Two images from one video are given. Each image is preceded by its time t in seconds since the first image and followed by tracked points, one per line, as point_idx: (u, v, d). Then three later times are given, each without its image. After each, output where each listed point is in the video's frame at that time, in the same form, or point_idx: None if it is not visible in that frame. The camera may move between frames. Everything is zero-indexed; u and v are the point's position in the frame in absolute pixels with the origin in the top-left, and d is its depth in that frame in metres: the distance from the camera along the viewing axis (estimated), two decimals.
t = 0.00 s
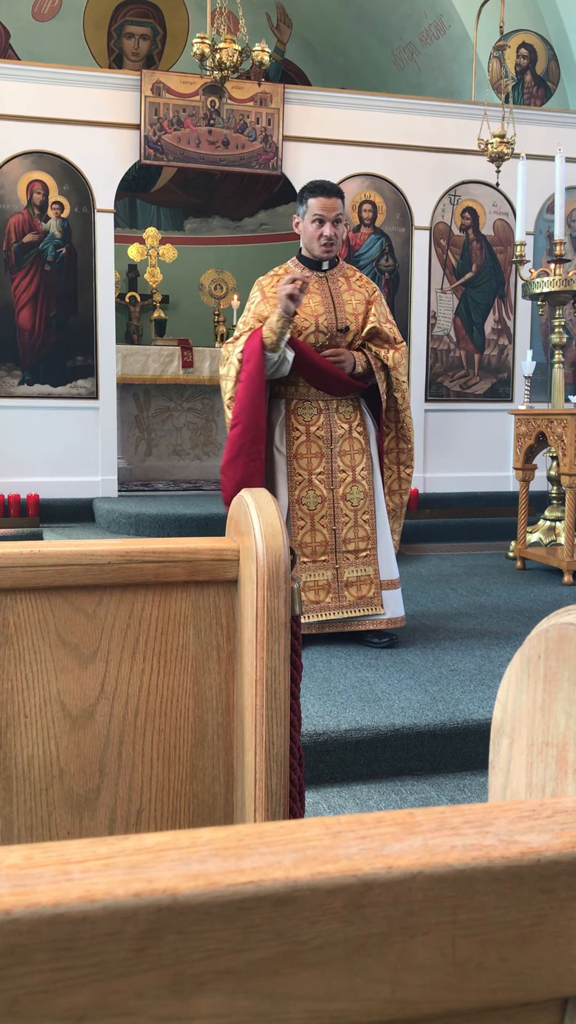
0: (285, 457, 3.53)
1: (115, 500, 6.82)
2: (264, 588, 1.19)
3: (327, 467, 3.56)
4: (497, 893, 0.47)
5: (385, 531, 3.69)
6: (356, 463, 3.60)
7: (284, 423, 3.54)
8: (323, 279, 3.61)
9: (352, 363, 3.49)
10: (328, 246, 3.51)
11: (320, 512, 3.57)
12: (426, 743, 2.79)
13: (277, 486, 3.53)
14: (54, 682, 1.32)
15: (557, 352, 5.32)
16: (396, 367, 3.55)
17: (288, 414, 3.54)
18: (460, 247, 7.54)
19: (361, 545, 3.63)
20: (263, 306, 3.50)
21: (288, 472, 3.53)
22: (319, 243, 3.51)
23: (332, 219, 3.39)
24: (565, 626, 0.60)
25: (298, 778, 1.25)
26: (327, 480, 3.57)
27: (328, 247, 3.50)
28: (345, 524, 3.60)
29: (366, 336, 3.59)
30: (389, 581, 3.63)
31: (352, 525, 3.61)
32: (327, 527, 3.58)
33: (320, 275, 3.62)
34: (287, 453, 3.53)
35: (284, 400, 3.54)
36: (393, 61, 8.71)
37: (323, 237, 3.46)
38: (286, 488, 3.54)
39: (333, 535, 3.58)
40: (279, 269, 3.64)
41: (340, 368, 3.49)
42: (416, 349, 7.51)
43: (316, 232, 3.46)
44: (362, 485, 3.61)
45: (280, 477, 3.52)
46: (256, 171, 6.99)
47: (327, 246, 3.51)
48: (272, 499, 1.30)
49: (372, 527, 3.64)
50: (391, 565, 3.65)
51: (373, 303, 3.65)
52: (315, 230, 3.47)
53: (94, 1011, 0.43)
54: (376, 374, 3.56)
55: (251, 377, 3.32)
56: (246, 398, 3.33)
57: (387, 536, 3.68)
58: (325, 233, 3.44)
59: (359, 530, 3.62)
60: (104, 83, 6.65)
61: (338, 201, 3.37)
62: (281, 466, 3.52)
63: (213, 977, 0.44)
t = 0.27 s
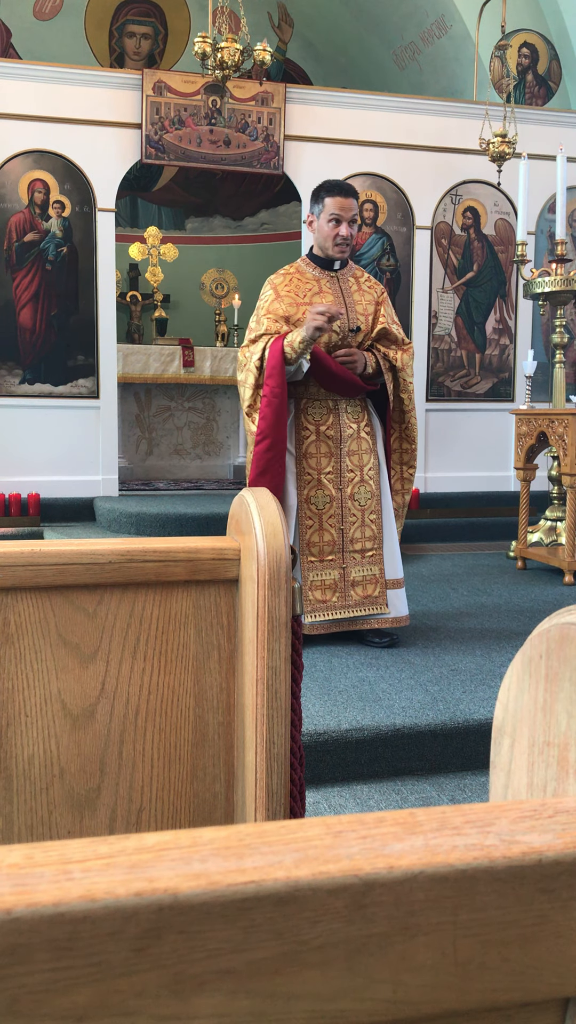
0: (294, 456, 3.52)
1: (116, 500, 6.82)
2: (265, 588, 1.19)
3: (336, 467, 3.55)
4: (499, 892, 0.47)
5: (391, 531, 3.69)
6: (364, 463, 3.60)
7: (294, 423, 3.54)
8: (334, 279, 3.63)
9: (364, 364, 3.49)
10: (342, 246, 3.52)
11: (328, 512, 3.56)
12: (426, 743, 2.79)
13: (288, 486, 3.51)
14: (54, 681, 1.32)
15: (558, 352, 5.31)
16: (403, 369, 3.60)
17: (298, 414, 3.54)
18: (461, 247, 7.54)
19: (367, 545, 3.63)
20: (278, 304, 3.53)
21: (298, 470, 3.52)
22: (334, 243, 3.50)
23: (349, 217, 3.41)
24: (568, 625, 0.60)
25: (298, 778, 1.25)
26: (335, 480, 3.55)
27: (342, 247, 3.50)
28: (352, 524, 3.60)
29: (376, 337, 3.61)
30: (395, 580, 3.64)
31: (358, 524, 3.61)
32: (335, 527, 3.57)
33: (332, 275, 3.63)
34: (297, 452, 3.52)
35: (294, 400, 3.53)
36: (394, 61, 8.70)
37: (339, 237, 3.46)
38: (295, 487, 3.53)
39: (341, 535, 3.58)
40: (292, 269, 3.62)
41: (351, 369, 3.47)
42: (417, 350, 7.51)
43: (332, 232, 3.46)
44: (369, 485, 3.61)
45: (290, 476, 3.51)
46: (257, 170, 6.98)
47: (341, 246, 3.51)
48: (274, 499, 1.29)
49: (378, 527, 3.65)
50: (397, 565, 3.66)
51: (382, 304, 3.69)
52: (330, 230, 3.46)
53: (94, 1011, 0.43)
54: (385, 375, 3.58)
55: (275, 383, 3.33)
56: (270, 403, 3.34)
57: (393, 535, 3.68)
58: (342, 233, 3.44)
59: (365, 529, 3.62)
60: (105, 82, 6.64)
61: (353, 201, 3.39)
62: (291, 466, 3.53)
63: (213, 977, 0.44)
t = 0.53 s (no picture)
0: (302, 455, 3.52)
1: (117, 499, 6.83)
2: (266, 587, 1.19)
3: (342, 467, 3.56)
4: (502, 892, 0.47)
5: (395, 530, 3.69)
6: (369, 462, 3.60)
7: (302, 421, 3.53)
8: (343, 279, 3.64)
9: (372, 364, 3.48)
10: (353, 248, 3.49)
11: (334, 512, 3.56)
12: (427, 742, 2.79)
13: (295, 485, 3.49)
14: (56, 681, 1.32)
15: (560, 352, 5.30)
16: (410, 369, 3.60)
17: (305, 413, 3.53)
18: (463, 247, 7.54)
19: (371, 544, 3.62)
20: (288, 304, 3.53)
21: (304, 470, 3.52)
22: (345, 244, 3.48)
23: (359, 217, 3.40)
24: (571, 624, 0.60)
25: (300, 776, 1.25)
26: (341, 479, 3.56)
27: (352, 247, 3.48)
28: (358, 524, 3.60)
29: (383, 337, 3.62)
30: (397, 580, 3.64)
31: (364, 524, 3.61)
32: (341, 526, 3.58)
33: (339, 276, 3.65)
34: (304, 451, 3.53)
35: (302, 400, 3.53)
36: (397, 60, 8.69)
37: (349, 236, 3.44)
38: (302, 487, 3.52)
39: (346, 534, 3.58)
40: (300, 267, 3.63)
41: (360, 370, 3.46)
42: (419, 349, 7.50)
43: (343, 231, 3.45)
44: (374, 484, 3.62)
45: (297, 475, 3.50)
46: (259, 169, 6.97)
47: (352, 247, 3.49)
48: (275, 498, 1.29)
49: (383, 526, 3.65)
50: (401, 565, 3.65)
51: (389, 304, 3.70)
52: (342, 230, 3.45)
53: (98, 1009, 0.43)
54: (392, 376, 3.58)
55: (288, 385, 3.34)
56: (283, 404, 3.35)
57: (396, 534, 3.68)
58: (353, 233, 3.43)
59: (371, 529, 3.62)
60: (107, 81, 6.64)
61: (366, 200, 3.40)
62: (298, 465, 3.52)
63: (216, 976, 0.44)
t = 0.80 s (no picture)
0: (304, 454, 3.52)
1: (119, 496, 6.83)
2: (269, 585, 1.18)
3: (345, 465, 3.55)
4: (507, 890, 0.47)
5: (397, 528, 3.69)
6: (372, 461, 3.60)
7: (305, 419, 3.53)
8: (348, 277, 3.62)
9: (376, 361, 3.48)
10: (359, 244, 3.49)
11: (337, 510, 3.56)
12: (429, 741, 2.79)
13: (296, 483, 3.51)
14: (58, 678, 1.32)
15: (562, 350, 5.29)
16: (415, 367, 3.58)
17: (308, 411, 3.52)
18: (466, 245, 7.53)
19: (374, 542, 3.63)
20: (292, 300, 3.52)
21: (306, 469, 3.53)
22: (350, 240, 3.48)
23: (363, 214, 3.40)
24: None
25: (302, 774, 1.25)
26: (344, 478, 3.56)
27: (357, 245, 3.48)
28: (360, 522, 3.60)
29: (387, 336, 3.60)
30: (400, 578, 3.64)
31: (366, 522, 3.61)
32: (343, 525, 3.58)
33: (345, 274, 3.63)
34: (306, 449, 3.53)
35: (305, 399, 3.52)
36: (400, 58, 8.66)
37: (354, 234, 3.44)
38: (305, 485, 3.53)
39: (348, 533, 3.58)
40: (305, 265, 3.63)
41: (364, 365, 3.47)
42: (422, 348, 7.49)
43: (347, 229, 3.44)
44: (377, 483, 3.62)
45: (299, 473, 3.51)
46: (262, 167, 6.96)
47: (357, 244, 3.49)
48: (278, 495, 1.29)
49: (386, 525, 3.64)
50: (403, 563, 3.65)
51: (394, 302, 3.67)
52: (345, 227, 3.44)
53: (101, 1008, 0.43)
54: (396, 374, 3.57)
55: (288, 374, 3.31)
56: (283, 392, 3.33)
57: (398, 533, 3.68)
58: (357, 230, 3.43)
59: (373, 527, 3.62)
60: (110, 78, 6.63)
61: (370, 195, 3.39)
62: (300, 464, 3.53)
63: (220, 974, 0.44)
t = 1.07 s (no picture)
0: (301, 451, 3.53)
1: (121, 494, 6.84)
2: (271, 583, 1.18)
3: (343, 462, 3.56)
4: (508, 890, 0.47)
5: (398, 526, 3.68)
6: (371, 458, 3.59)
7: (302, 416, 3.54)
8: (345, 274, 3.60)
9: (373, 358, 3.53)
10: (351, 244, 3.41)
11: (335, 507, 3.56)
12: (430, 739, 2.79)
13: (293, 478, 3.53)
14: (59, 676, 1.32)
15: (564, 348, 5.28)
16: (414, 364, 3.59)
17: (306, 408, 3.54)
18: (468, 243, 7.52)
19: (373, 540, 3.62)
20: (287, 297, 3.50)
21: (305, 465, 3.54)
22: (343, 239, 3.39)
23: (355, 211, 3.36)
24: None
25: (303, 772, 1.25)
26: (343, 475, 3.56)
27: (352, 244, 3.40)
28: (359, 519, 3.59)
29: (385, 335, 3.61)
30: (399, 574, 3.63)
31: (365, 519, 3.60)
32: (341, 522, 3.58)
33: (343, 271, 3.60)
34: (304, 446, 3.53)
35: (303, 396, 3.54)
36: (403, 55, 8.63)
37: (347, 232, 3.38)
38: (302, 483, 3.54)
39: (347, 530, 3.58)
40: (303, 261, 3.61)
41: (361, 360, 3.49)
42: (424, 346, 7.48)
43: (341, 225, 3.38)
44: (376, 480, 3.61)
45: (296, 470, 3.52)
46: (264, 165, 6.92)
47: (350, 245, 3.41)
48: (279, 493, 1.29)
49: (385, 521, 3.63)
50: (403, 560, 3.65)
51: (393, 300, 3.64)
52: (339, 225, 3.38)
53: (102, 1005, 0.43)
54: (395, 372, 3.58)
55: (283, 356, 3.33)
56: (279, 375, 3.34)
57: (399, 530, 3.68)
58: (350, 228, 3.37)
59: (372, 524, 3.61)
60: (112, 75, 6.62)
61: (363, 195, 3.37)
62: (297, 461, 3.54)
63: (222, 971, 0.44)
